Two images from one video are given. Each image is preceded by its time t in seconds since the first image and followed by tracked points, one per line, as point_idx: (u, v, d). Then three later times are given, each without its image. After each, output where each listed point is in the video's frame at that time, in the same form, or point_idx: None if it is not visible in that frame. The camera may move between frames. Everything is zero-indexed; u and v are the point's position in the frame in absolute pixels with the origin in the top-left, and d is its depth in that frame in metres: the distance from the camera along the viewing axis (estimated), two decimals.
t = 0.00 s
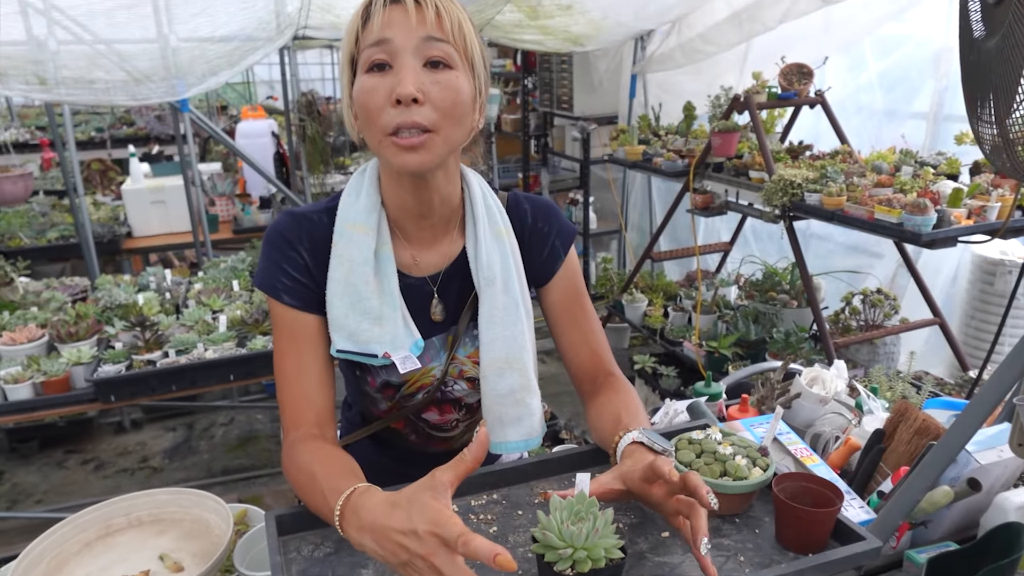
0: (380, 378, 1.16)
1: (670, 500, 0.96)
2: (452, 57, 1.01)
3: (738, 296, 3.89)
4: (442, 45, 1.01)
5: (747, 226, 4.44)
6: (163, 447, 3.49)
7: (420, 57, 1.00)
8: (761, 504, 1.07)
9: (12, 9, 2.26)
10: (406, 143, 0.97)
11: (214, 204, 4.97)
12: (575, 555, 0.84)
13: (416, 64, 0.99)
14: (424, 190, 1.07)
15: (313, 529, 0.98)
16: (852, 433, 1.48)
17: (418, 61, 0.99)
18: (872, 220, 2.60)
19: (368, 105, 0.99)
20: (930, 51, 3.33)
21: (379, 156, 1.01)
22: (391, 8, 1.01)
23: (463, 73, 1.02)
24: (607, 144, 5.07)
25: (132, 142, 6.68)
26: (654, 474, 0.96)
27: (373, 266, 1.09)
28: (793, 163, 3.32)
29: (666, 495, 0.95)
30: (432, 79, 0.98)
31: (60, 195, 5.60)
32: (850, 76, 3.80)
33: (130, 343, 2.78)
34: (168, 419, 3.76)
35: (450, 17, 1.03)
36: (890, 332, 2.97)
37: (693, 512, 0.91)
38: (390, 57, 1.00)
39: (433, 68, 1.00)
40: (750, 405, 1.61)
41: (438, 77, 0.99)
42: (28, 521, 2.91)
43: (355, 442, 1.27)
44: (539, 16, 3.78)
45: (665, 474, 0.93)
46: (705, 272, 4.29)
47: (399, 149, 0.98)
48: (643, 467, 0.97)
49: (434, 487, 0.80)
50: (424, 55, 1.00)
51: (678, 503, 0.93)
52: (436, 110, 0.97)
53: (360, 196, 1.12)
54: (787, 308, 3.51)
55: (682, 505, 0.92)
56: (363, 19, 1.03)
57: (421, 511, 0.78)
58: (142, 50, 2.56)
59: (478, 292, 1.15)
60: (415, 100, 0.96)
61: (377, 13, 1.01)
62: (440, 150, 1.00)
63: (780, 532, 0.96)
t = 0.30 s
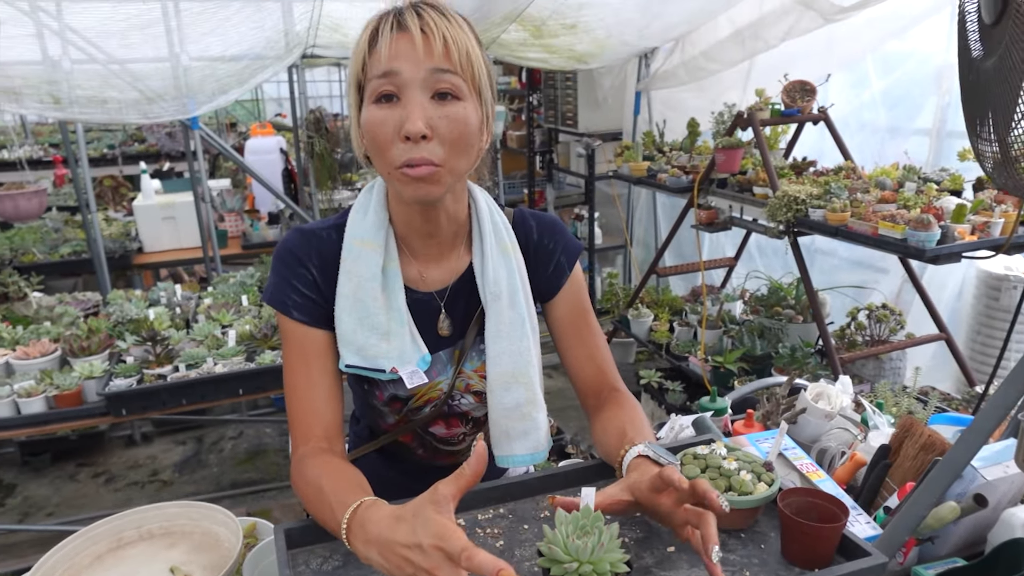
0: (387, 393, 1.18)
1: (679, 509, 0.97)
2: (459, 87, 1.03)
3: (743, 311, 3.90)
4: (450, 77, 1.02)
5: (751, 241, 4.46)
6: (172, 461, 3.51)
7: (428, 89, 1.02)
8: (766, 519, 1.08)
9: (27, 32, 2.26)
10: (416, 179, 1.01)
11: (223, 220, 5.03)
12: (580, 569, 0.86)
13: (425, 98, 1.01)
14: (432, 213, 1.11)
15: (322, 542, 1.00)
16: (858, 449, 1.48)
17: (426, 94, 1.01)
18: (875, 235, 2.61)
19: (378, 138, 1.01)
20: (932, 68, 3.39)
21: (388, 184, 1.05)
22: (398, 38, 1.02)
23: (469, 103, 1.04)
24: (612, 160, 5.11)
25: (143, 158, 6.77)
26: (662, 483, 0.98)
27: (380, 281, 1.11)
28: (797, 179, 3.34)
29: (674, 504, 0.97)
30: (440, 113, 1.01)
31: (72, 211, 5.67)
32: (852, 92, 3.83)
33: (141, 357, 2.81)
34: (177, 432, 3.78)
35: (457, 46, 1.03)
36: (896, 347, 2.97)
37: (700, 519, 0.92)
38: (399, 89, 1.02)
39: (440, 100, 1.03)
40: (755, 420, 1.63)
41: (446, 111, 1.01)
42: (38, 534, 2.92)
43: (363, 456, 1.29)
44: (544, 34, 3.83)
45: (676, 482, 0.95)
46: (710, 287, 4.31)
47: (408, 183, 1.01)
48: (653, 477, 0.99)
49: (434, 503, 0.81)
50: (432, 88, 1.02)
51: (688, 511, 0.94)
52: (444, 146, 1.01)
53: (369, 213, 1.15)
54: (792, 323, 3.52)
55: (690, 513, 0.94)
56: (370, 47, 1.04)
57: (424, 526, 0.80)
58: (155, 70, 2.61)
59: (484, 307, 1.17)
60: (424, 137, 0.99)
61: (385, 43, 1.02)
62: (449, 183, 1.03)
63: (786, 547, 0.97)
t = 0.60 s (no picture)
0: (395, 392, 1.20)
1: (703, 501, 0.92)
2: (482, 118, 1.04)
3: (755, 315, 3.90)
4: (475, 110, 1.03)
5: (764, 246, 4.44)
6: (188, 463, 3.56)
7: (453, 120, 1.02)
8: (777, 525, 1.09)
9: (49, 41, 2.35)
10: (435, 204, 1.05)
11: (238, 225, 5.09)
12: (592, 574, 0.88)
13: (449, 128, 1.02)
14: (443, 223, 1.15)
15: (337, 544, 1.02)
16: (869, 454, 1.50)
17: (451, 125, 1.02)
18: (887, 240, 2.60)
19: (400, 162, 1.03)
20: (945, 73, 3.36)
21: (403, 197, 1.08)
22: (425, 65, 1.00)
23: (490, 131, 1.06)
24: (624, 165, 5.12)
25: (160, 164, 6.87)
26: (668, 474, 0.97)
27: (386, 283, 1.13)
28: (810, 184, 3.34)
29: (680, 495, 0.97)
30: (463, 144, 1.03)
31: (90, 216, 5.76)
32: (864, 97, 3.82)
33: (160, 361, 2.86)
34: (193, 435, 3.83)
35: (483, 76, 1.03)
36: (910, 352, 2.96)
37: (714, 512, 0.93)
38: (423, 118, 1.02)
39: (464, 129, 1.04)
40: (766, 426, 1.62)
41: (468, 142, 1.03)
42: (58, 535, 2.97)
43: (376, 460, 1.31)
44: (555, 41, 3.86)
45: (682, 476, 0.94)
46: (722, 292, 4.30)
47: (426, 205, 1.06)
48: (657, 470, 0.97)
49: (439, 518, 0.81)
50: (457, 119, 1.02)
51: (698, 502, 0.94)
52: (465, 176, 1.04)
53: (374, 218, 1.16)
54: (805, 327, 3.51)
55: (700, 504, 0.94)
56: (394, 69, 1.01)
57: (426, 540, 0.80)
58: (172, 77, 2.66)
59: (490, 307, 1.19)
60: (447, 170, 1.02)
61: (412, 71, 1.00)
62: (463, 202, 1.08)
63: (797, 553, 0.98)
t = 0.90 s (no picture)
0: (402, 374, 1.18)
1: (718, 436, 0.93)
2: (490, 110, 1.04)
3: (773, 313, 3.85)
4: (484, 103, 1.03)
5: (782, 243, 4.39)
6: (206, 462, 3.60)
7: (463, 113, 1.02)
8: (788, 521, 1.07)
9: (68, 44, 2.37)
10: (446, 195, 1.06)
11: (255, 226, 5.13)
12: (598, 570, 0.87)
13: (459, 121, 1.02)
14: (449, 210, 1.15)
15: (348, 538, 1.03)
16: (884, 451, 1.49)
17: (461, 118, 1.02)
18: (907, 236, 2.56)
19: (411, 155, 1.03)
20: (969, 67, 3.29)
21: (414, 187, 1.08)
22: (436, 62, 0.99)
23: (497, 122, 1.06)
24: (639, 162, 5.08)
25: (178, 166, 6.94)
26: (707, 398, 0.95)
27: (392, 265, 1.12)
28: (828, 180, 3.29)
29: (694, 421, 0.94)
30: (473, 136, 1.03)
31: (109, 219, 5.84)
32: (885, 92, 3.76)
33: (176, 361, 2.89)
34: (211, 435, 3.88)
35: (491, 70, 1.03)
36: (931, 350, 2.90)
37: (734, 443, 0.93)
38: (434, 112, 1.01)
39: (472, 122, 1.04)
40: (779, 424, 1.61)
41: (478, 133, 1.03)
42: (79, 533, 3.02)
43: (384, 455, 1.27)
44: (570, 39, 3.84)
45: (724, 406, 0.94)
46: (739, 290, 4.25)
47: (438, 195, 1.06)
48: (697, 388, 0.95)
49: (372, 435, 0.84)
50: (466, 112, 1.02)
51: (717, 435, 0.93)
52: (475, 167, 1.05)
53: (379, 204, 1.16)
54: (824, 325, 3.45)
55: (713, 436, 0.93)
56: (405, 65, 1.00)
57: (360, 454, 0.83)
58: (188, 80, 2.69)
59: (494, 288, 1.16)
60: (459, 162, 1.02)
61: (422, 67, 0.99)
62: (472, 189, 1.09)
63: (807, 550, 0.97)
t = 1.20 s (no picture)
0: (404, 371, 1.19)
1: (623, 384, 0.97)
2: (480, 103, 1.06)
3: (775, 315, 3.86)
4: (473, 95, 1.05)
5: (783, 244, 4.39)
6: (212, 468, 3.62)
7: (454, 106, 1.04)
8: (786, 520, 1.08)
9: (71, 53, 2.39)
10: (444, 188, 1.07)
11: (259, 233, 5.16)
12: (598, 568, 0.88)
13: (451, 114, 1.04)
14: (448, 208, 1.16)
15: (352, 539, 1.05)
16: (884, 450, 1.49)
17: (452, 111, 1.04)
18: (906, 237, 2.57)
19: (407, 151, 1.05)
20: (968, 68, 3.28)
21: (413, 184, 1.10)
22: (423, 58, 1.01)
23: (488, 114, 1.08)
24: (640, 166, 5.10)
25: (182, 174, 6.99)
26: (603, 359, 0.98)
27: (393, 264, 1.14)
28: (827, 181, 3.30)
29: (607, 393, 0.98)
30: (465, 128, 1.04)
31: (114, 227, 5.88)
32: (884, 93, 3.78)
33: (182, 367, 2.91)
34: (216, 440, 3.90)
35: (477, 63, 1.05)
36: (932, 350, 2.90)
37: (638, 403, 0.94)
38: (426, 107, 1.03)
39: (464, 115, 1.06)
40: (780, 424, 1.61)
41: (470, 125, 1.05)
42: (86, 539, 3.04)
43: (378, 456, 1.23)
44: (570, 44, 3.86)
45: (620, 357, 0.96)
46: (741, 292, 4.25)
47: (436, 189, 1.07)
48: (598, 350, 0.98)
49: (454, 387, 0.88)
50: (457, 105, 1.04)
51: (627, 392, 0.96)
52: (470, 157, 1.06)
53: (380, 206, 1.18)
54: (825, 326, 3.46)
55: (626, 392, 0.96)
56: (394, 65, 1.02)
57: (441, 402, 0.87)
58: (191, 88, 2.71)
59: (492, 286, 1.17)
60: (454, 153, 1.04)
61: (411, 65, 1.01)
62: (470, 183, 1.10)
63: (806, 549, 0.98)
